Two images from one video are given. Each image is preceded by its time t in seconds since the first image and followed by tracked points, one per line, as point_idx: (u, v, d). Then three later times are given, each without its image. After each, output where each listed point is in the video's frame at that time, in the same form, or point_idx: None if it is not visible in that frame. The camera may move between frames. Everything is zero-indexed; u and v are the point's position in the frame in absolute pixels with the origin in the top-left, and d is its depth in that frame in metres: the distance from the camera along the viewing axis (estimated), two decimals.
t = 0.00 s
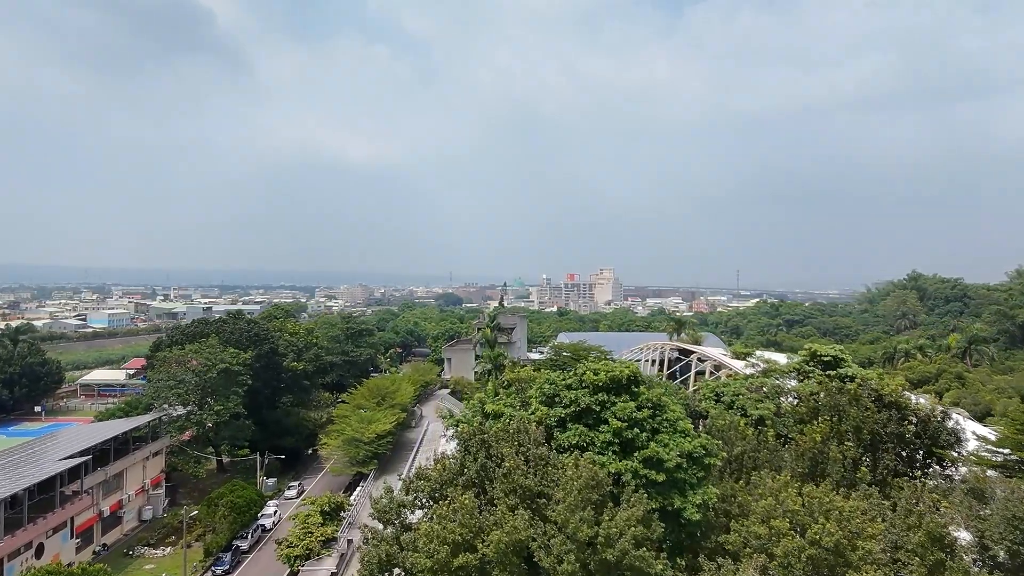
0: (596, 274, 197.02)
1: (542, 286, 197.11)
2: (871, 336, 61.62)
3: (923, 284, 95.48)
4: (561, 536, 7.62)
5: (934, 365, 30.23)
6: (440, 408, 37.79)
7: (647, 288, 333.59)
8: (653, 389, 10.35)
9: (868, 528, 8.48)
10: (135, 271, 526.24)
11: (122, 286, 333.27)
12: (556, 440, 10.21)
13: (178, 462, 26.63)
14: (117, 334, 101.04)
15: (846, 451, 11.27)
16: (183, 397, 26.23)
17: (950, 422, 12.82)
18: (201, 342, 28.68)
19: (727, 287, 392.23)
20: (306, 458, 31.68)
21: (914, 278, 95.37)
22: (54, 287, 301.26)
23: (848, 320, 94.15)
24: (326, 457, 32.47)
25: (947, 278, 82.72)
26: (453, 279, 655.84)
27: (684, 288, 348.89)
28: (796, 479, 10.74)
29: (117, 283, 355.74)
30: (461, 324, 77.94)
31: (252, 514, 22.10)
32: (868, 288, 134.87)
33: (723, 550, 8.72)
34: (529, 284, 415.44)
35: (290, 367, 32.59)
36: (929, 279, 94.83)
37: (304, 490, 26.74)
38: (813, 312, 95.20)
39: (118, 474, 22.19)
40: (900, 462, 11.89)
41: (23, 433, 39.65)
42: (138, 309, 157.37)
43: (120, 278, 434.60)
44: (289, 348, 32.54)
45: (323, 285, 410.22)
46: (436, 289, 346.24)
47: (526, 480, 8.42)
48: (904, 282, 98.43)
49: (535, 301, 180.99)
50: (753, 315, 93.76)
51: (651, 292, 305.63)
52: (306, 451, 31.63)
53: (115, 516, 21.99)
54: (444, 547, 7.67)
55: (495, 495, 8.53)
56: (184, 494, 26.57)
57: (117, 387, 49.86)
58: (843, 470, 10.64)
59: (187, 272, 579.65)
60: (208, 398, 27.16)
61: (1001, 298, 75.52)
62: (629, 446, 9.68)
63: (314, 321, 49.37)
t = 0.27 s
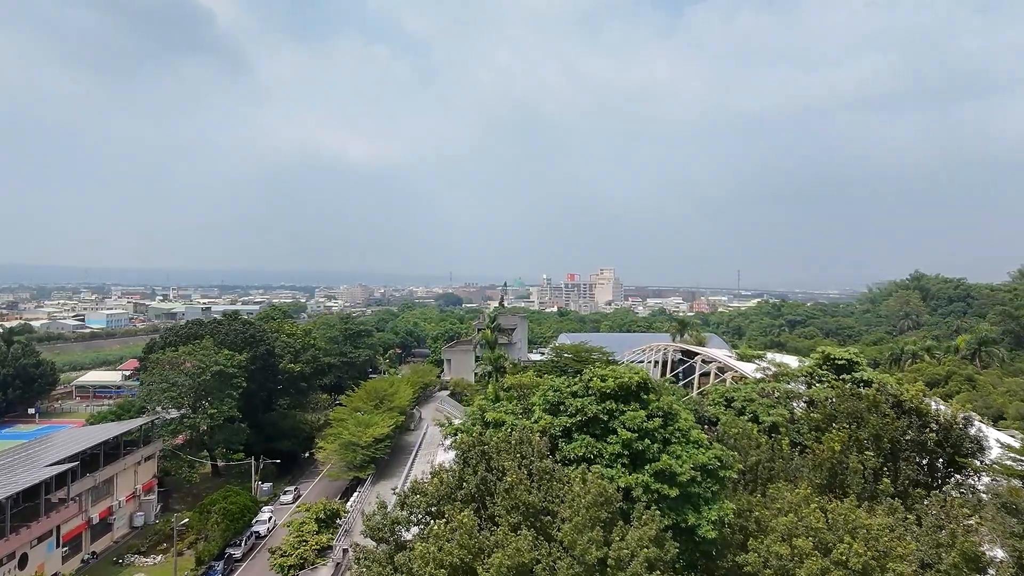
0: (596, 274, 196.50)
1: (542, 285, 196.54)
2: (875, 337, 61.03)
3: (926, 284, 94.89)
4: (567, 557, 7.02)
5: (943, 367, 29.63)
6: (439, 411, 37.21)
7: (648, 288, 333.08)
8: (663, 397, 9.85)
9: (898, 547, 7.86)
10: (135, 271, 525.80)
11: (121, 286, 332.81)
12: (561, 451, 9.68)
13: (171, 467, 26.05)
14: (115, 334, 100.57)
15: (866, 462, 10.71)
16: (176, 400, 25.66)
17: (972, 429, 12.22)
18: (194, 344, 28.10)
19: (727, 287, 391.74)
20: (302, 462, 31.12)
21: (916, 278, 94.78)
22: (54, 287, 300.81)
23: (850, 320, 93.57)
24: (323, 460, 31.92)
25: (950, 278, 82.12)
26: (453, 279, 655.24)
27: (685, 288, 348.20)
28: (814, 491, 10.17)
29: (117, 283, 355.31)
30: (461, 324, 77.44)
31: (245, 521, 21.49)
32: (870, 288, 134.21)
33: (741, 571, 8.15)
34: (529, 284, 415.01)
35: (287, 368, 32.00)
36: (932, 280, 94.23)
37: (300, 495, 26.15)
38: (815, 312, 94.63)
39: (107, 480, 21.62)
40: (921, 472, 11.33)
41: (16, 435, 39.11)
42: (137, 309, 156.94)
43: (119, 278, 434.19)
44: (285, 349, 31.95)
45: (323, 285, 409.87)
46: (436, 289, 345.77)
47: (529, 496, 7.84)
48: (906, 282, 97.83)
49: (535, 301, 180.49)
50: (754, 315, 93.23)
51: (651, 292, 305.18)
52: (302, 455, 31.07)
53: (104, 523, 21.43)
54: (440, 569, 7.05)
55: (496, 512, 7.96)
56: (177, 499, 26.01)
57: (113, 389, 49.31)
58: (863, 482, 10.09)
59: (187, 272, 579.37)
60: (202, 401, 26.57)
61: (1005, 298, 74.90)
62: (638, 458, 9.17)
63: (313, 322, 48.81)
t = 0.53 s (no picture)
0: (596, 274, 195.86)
1: (542, 286, 195.89)
2: (879, 337, 60.39)
3: (928, 284, 94.28)
4: None
5: (953, 368, 29.00)
6: (438, 413, 36.60)
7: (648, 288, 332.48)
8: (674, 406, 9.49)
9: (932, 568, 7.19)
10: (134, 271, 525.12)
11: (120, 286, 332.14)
12: (566, 463, 9.32)
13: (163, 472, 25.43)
14: (112, 335, 99.94)
15: (890, 473, 10.13)
16: (168, 403, 25.07)
17: (999, 438, 11.50)
18: (188, 345, 27.50)
19: (727, 288, 391.12)
20: (298, 465, 30.53)
21: (919, 278, 94.16)
22: (53, 287, 300.28)
23: (852, 321, 92.96)
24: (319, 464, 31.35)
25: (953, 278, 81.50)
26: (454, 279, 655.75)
27: (685, 288, 347.54)
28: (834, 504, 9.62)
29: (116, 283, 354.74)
30: (461, 325, 76.84)
31: (238, 528, 20.91)
32: (872, 288, 133.53)
33: None
34: (529, 284, 414.49)
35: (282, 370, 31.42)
36: (934, 280, 93.65)
37: (296, 500, 25.52)
38: (817, 313, 94.03)
39: (96, 486, 20.98)
40: (945, 483, 10.72)
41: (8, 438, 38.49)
42: (135, 309, 156.38)
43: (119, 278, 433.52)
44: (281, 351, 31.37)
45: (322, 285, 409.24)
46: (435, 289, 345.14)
47: (532, 515, 7.24)
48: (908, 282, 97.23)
49: (535, 301, 179.91)
50: (756, 315, 92.63)
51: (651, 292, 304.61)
52: (298, 458, 30.49)
53: (93, 530, 20.81)
54: None
55: (496, 532, 7.34)
56: (170, 504, 25.41)
57: (108, 391, 48.69)
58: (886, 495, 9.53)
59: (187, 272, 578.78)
60: (195, 404, 26.00)
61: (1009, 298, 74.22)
62: (650, 471, 8.80)
63: (311, 322, 48.21)
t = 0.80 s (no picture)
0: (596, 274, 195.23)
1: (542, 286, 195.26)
2: (883, 338, 59.73)
3: (931, 284, 93.65)
4: None
5: (962, 370, 28.41)
6: (437, 415, 36.01)
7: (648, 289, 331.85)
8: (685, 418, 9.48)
9: None
10: (134, 271, 524.46)
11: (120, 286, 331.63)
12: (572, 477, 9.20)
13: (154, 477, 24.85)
14: (109, 335, 99.25)
15: (916, 487, 9.53)
16: (160, 407, 24.47)
17: None
18: (180, 347, 26.87)
19: (727, 288, 390.52)
20: (294, 470, 29.97)
21: (921, 278, 93.51)
22: (52, 287, 299.60)
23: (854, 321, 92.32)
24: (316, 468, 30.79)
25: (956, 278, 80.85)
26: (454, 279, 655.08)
27: (685, 288, 347.23)
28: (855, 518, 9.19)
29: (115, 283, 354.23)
30: (460, 325, 76.23)
31: (230, 536, 20.25)
32: (873, 288, 132.96)
33: None
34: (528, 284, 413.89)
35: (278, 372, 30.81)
36: (937, 280, 93.03)
37: (291, 505, 24.93)
38: (819, 313, 93.37)
39: (83, 493, 20.39)
40: (971, 497, 10.07)
41: None
42: (133, 309, 155.75)
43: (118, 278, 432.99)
44: (277, 352, 30.76)
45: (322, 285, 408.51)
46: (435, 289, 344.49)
47: (536, 537, 6.62)
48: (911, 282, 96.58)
49: (535, 301, 179.27)
50: (757, 316, 92.01)
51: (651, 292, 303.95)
52: (294, 462, 29.90)
53: (80, 538, 20.23)
54: None
55: (497, 556, 6.72)
56: (161, 510, 24.87)
57: (103, 393, 48.07)
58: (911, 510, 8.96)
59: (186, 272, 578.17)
60: (188, 407, 25.42)
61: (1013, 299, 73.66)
62: (662, 487, 8.71)
63: (309, 323, 47.61)
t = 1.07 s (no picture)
0: (597, 274, 194.73)
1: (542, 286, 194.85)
2: (886, 339, 59.21)
3: (933, 284, 93.18)
4: None
5: (971, 372, 27.84)
6: (436, 418, 35.41)
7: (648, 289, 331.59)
8: (699, 431, 9.20)
9: None
10: (133, 271, 523.87)
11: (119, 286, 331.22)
12: (577, 495, 8.89)
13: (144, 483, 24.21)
14: (107, 335, 98.73)
15: (946, 503, 8.89)
16: (150, 411, 23.84)
17: None
18: (172, 349, 26.24)
19: (727, 288, 390.28)
20: (290, 474, 29.36)
21: (923, 278, 93.01)
22: (51, 287, 299.13)
23: (856, 321, 91.86)
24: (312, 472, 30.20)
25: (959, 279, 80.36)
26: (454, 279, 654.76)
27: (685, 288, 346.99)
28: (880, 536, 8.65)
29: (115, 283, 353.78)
30: (460, 326, 75.65)
31: (222, 544, 19.62)
32: (874, 288, 132.52)
33: None
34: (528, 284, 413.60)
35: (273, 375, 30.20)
36: (939, 280, 92.56)
37: (285, 510, 24.32)
38: (821, 313, 92.90)
39: (70, 500, 19.79)
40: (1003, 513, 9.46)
41: None
42: (132, 309, 155.20)
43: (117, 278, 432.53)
44: (271, 354, 30.17)
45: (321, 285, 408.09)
46: (435, 289, 344.42)
47: (540, 562, 5.94)
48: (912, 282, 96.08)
49: (535, 301, 178.81)
50: (759, 316, 91.56)
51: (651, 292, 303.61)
52: (289, 466, 29.28)
53: (67, 546, 19.67)
54: None
55: None
56: (152, 516, 24.41)
57: (97, 394, 47.49)
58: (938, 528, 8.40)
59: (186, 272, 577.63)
60: (180, 410, 24.82)
61: (1016, 299, 73.13)
62: (675, 507, 8.43)
63: (306, 324, 46.99)
